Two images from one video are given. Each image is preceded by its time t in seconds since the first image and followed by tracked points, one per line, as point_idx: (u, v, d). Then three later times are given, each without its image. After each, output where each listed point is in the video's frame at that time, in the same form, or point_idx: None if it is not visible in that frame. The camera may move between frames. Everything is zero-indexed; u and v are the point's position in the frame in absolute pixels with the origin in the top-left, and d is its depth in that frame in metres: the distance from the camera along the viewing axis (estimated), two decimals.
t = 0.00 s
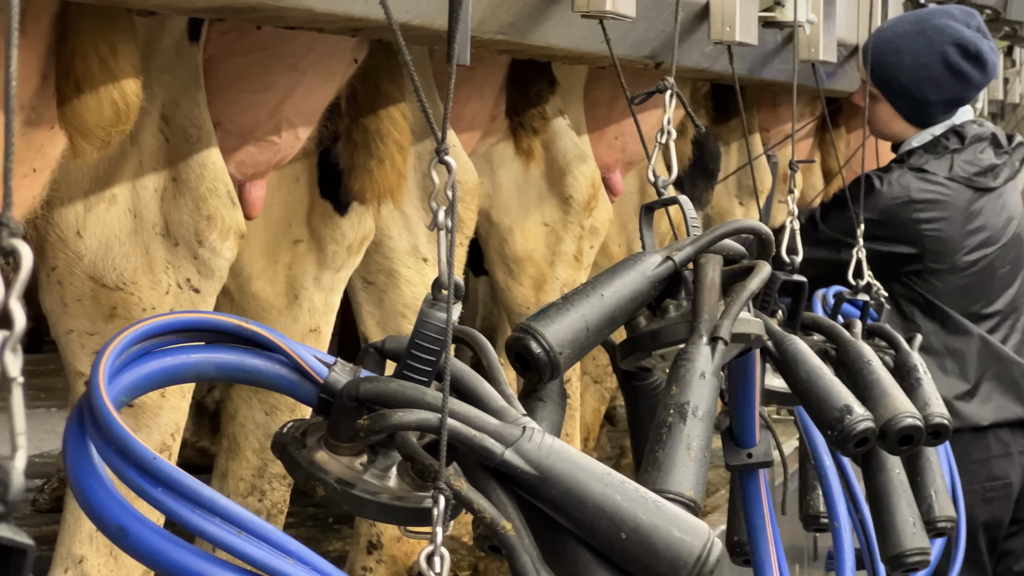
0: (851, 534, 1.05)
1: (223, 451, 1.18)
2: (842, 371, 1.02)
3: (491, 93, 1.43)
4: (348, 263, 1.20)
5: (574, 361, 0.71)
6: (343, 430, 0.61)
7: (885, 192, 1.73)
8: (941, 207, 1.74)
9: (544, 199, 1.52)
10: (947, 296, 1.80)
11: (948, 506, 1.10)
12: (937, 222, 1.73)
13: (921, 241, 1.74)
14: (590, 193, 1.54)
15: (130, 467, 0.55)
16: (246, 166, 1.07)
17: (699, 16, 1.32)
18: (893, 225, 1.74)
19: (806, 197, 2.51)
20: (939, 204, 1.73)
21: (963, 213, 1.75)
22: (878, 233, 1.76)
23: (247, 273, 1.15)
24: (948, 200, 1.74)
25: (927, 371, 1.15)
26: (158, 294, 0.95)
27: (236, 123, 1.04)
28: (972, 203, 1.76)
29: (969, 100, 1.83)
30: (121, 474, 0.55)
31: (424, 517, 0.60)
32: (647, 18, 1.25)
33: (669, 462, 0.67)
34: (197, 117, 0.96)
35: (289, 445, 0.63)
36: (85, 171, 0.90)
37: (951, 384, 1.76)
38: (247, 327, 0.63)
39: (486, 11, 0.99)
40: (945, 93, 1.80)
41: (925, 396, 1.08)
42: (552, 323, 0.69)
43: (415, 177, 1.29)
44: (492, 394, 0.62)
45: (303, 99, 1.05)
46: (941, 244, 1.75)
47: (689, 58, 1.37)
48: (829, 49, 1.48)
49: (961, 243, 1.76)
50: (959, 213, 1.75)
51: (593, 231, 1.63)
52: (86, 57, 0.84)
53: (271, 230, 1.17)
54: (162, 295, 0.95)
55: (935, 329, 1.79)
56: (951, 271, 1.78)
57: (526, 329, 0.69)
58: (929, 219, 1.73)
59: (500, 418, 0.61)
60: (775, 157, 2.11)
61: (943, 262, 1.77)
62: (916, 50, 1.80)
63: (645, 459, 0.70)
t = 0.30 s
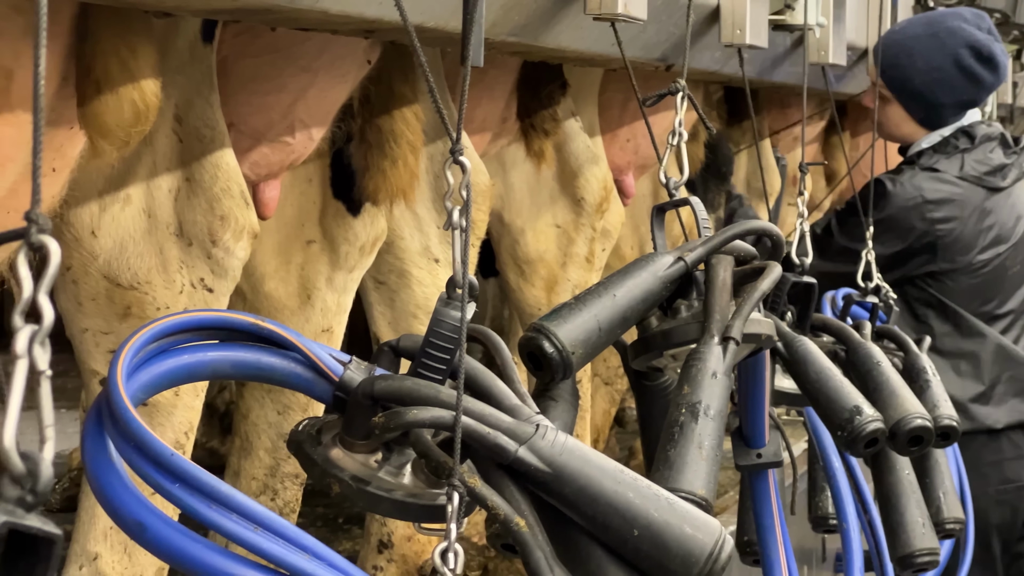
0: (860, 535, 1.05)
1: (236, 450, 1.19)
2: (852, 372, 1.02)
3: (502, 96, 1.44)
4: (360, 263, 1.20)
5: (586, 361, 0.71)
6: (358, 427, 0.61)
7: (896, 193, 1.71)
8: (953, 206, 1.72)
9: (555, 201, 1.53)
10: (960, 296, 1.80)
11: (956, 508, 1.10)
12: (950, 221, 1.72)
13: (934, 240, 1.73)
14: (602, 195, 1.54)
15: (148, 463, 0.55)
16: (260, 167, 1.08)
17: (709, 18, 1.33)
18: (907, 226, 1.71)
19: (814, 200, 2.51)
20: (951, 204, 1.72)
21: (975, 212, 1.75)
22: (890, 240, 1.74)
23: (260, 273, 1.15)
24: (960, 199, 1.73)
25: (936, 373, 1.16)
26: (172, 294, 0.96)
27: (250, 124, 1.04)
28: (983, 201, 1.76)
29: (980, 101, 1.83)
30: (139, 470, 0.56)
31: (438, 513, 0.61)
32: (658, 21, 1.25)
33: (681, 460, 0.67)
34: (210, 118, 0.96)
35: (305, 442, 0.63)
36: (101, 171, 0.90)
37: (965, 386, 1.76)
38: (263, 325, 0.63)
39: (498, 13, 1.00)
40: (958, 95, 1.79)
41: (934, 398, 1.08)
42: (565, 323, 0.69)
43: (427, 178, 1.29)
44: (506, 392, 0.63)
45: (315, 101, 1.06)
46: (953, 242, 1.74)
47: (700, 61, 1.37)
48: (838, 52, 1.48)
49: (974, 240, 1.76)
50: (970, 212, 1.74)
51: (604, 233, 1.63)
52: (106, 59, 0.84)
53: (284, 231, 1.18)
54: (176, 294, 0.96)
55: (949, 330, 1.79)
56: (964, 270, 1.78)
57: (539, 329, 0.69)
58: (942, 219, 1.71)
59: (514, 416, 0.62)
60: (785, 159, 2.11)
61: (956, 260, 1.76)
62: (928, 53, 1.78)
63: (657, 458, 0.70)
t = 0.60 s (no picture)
0: (866, 534, 1.06)
1: (246, 447, 1.20)
2: (859, 372, 1.03)
3: (511, 97, 1.45)
4: (369, 262, 1.21)
5: (595, 359, 0.72)
6: (370, 423, 0.62)
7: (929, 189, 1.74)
8: (988, 200, 1.74)
9: (564, 201, 1.53)
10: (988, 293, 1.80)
11: (962, 508, 1.11)
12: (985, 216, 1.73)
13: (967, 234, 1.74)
14: (610, 195, 1.55)
15: (162, 457, 0.56)
16: (271, 165, 1.08)
17: (717, 20, 1.33)
18: (940, 219, 1.74)
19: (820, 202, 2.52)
20: (987, 198, 1.73)
21: (1009, 207, 1.76)
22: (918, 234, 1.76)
23: (270, 272, 1.16)
24: (996, 192, 1.74)
25: (942, 373, 1.16)
26: (183, 292, 0.97)
27: (261, 123, 1.05)
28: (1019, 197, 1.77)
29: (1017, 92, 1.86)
30: (153, 464, 0.56)
31: (448, 508, 0.61)
32: (667, 22, 1.26)
33: (690, 457, 0.68)
34: (221, 117, 0.97)
35: (317, 437, 0.64)
36: (114, 169, 0.91)
37: (992, 386, 1.77)
38: (275, 321, 0.64)
39: (509, 14, 1.00)
40: (997, 86, 1.83)
41: (940, 398, 1.09)
42: (575, 321, 0.70)
43: (437, 179, 1.30)
44: (516, 388, 0.63)
45: (326, 101, 1.07)
46: (987, 238, 1.75)
47: (708, 62, 1.38)
48: (845, 55, 1.49)
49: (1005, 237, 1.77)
50: (1005, 207, 1.75)
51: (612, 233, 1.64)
52: (122, 57, 0.85)
53: (293, 230, 1.19)
54: (188, 292, 0.96)
55: (976, 328, 1.78)
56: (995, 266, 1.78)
57: (549, 327, 0.69)
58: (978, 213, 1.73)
59: (524, 412, 0.62)
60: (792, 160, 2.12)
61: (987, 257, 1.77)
62: (967, 44, 1.82)
63: (666, 455, 0.70)
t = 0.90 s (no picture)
0: (867, 534, 1.07)
1: (252, 447, 1.21)
2: (861, 373, 1.03)
3: (515, 99, 1.45)
4: (374, 263, 1.22)
5: (599, 359, 0.72)
6: (376, 421, 0.63)
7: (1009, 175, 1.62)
8: None
9: (567, 203, 1.54)
10: None
11: (963, 508, 1.12)
12: None
13: None
14: (613, 198, 1.55)
15: (170, 454, 0.57)
16: (279, 167, 1.09)
17: (720, 23, 1.34)
18: None
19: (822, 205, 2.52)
20: None
21: None
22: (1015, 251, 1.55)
23: (276, 273, 1.17)
24: None
25: (944, 375, 1.17)
26: (191, 292, 0.98)
27: (268, 126, 1.06)
28: None
29: None
30: (162, 461, 0.57)
31: (453, 505, 0.62)
32: (670, 26, 1.27)
33: (693, 455, 0.69)
34: (229, 119, 0.98)
35: (323, 436, 0.65)
36: (123, 170, 0.92)
37: None
38: (282, 320, 0.65)
39: (513, 18, 1.01)
40: None
41: (942, 400, 1.10)
42: (579, 321, 0.70)
43: (442, 181, 1.31)
44: (520, 387, 0.64)
45: (333, 103, 1.08)
46: None
47: (711, 65, 1.39)
48: (848, 58, 1.50)
49: None
50: None
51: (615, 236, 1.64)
52: (132, 60, 0.86)
53: (300, 232, 1.20)
54: (195, 292, 0.97)
55: None
56: None
57: (553, 327, 0.70)
58: None
59: (528, 410, 0.63)
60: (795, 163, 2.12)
61: None
62: None
63: (669, 454, 0.71)
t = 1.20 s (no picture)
0: (863, 534, 1.08)
1: (253, 448, 1.22)
2: (856, 375, 1.04)
3: (514, 103, 1.47)
4: (375, 265, 1.23)
5: (596, 360, 0.73)
6: (375, 421, 0.64)
7: None
8: None
9: (565, 206, 1.55)
10: None
11: (958, 509, 1.14)
12: None
13: None
14: (610, 201, 1.57)
15: (173, 453, 0.58)
16: (279, 171, 1.10)
17: (716, 28, 1.35)
18: None
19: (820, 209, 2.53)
20: None
21: None
22: None
23: (278, 275, 1.18)
24: None
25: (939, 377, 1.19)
26: (194, 294, 0.99)
27: (269, 130, 1.07)
28: None
29: None
30: (164, 460, 0.58)
31: (451, 503, 0.63)
32: (667, 31, 1.28)
33: (688, 455, 0.70)
34: (232, 123, 0.99)
35: (324, 435, 0.66)
36: (127, 174, 0.93)
37: None
38: (283, 321, 0.66)
39: (511, 23, 1.02)
40: None
41: (937, 402, 1.11)
42: (576, 323, 0.71)
43: (442, 184, 1.32)
44: (517, 387, 0.65)
45: (333, 107, 1.09)
46: None
47: (708, 69, 1.40)
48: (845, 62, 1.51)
49: None
50: None
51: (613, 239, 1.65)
52: (135, 65, 0.88)
53: (301, 235, 1.21)
54: (198, 295, 0.98)
55: None
56: None
57: (551, 329, 0.71)
58: None
59: (525, 410, 0.64)
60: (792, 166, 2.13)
61: None
62: None
63: (665, 453, 0.72)
